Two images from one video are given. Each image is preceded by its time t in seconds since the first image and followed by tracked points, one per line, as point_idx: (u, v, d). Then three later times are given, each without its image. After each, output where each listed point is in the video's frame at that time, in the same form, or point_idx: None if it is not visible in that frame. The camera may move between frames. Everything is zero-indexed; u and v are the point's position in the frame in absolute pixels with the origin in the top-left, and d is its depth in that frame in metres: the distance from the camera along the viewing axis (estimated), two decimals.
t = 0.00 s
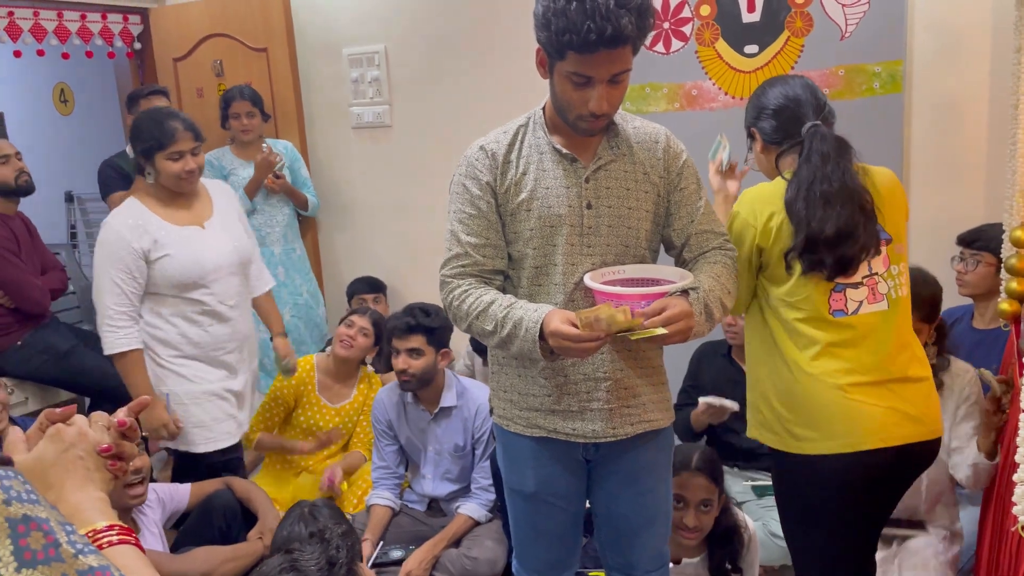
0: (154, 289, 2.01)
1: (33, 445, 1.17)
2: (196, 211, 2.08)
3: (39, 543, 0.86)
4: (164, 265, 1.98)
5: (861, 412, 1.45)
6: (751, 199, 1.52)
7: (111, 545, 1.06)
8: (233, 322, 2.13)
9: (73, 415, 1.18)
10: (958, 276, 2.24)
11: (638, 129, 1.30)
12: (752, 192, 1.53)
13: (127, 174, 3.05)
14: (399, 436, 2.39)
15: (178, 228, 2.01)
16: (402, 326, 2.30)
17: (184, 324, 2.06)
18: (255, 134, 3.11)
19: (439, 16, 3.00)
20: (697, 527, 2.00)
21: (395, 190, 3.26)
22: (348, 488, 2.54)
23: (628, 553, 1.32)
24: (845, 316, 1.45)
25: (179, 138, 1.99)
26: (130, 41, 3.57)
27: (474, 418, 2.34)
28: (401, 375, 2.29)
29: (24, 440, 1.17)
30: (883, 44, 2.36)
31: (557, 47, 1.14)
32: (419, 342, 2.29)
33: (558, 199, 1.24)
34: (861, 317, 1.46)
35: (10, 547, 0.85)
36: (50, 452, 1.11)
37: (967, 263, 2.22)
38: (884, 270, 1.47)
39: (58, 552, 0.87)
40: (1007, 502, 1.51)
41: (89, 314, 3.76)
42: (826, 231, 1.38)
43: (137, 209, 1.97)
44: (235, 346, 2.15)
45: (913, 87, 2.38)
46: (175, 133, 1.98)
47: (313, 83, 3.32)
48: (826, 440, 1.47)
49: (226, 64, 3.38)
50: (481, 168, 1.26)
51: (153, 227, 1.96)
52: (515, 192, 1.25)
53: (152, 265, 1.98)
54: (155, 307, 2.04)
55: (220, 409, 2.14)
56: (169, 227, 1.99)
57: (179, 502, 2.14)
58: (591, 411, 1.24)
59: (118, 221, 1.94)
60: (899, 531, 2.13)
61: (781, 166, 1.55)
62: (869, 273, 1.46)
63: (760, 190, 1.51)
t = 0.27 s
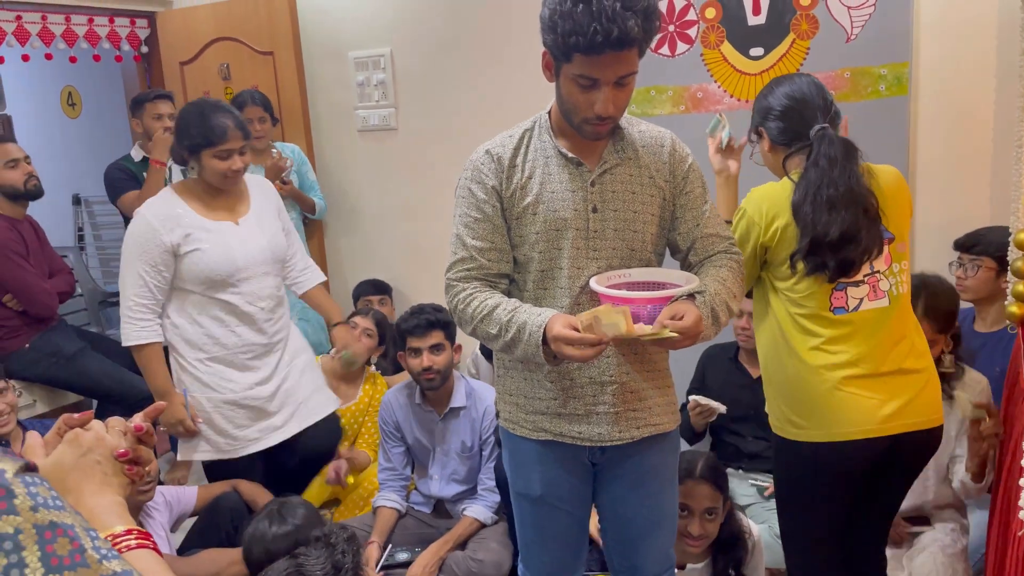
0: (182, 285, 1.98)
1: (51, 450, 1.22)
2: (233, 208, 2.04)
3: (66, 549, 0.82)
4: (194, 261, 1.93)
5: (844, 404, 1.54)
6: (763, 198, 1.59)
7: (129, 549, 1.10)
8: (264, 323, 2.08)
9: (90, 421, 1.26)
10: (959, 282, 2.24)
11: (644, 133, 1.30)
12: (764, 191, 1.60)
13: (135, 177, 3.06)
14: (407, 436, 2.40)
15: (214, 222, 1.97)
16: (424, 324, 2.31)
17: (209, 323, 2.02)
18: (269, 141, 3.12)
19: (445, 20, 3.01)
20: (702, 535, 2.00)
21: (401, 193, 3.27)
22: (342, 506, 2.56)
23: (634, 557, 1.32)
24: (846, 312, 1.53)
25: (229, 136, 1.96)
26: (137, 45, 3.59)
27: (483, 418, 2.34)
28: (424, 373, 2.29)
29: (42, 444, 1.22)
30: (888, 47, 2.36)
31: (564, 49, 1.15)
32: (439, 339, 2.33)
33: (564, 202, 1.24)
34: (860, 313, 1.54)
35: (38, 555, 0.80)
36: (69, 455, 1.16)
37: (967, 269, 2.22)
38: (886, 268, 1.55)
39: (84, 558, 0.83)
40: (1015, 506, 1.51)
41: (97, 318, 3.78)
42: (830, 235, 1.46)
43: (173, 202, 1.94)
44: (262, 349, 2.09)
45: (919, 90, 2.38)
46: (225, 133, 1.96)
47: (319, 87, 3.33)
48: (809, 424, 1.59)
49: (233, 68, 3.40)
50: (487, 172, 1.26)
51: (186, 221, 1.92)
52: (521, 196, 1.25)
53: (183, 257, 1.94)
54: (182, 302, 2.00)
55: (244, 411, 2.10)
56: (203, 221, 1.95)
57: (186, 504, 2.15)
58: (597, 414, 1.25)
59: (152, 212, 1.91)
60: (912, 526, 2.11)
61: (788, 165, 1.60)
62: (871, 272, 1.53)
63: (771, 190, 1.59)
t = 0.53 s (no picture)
0: (204, 287, 1.99)
1: (67, 453, 1.20)
2: (255, 209, 2.05)
3: (89, 555, 0.85)
4: (214, 263, 1.94)
5: (837, 402, 1.60)
6: (772, 203, 1.61)
7: (146, 554, 1.10)
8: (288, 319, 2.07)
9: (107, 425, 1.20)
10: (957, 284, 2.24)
11: (648, 136, 1.30)
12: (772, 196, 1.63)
13: (140, 182, 3.04)
14: (411, 437, 2.42)
15: (232, 222, 1.97)
16: (430, 321, 2.34)
17: (233, 322, 2.02)
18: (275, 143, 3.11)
19: (448, 22, 3.01)
20: (704, 534, 2.00)
21: (404, 195, 3.28)
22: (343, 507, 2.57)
23: (638, 560, 1.32)
24: (850, 311, 1.59)
25: (256, 134, 1.98)
26: (140, 48, 3.60)
27: (486, 419, 2.37)
28: (430, 370, 2.31)
29: (58, 449, 1.19)
30: (891, 49, 2.36)
31: (567, 51, 1.15)
32: (445, 337, 2.35)
33: (568, 205, 1.24)
34: (864, 311, 1.59)
35: (61, 559, 0.83)
36: (85, 461, 1.14)
37: (964, 271, 2.22)
38: (891, 267, 1.59)
39: (105, 563, 0.85)
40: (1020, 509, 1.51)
41: (100, 320, 3.79)
42: (844, 237, 1.51)
43: (193, 202, 1.95)
44: (285, 348, 2.09)
45: (922, 92, 2.38)
46: (252, 132, 1.97)
47: (322, 89, 3.34)
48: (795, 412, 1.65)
49: (236, 70, 3.41)
50: (491, 174, 1.27)
51: (207, 222, 1.93)
52: (525, 198, 1.26)
53: (204, 259, 1.95)
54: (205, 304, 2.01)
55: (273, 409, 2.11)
56: (223, 222, 1.95)
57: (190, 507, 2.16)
58: (601, 417, 1.25)
59: (170, 213, 1.91)
60: (911, 540, 2.13)
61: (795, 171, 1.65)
62: (877, 270, 1.57)
63: (779, 195, 1.62)
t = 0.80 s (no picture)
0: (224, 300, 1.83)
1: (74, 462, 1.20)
2: (277, 215, 1.88)
3: (99, 566, 0.85)
4: (229, 275, 1.78)
5: (835, 395, 1.63)
6: (770, 203, 1.66)
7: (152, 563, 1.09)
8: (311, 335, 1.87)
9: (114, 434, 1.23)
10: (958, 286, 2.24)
11: (646, 139, 1.30)
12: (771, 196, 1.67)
13: (134, 186, 3.05)
14: (410, 438, 2.42)
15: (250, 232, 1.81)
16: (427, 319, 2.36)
17: (253, 338, 1.84)
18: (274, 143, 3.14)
19: (447, 25, 3.02)
20: (702, 536, 1.98)
21: (404, 197, 3.28)
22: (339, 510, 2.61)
23: (638, 564, 1.32)
24: (845, 308, 1.63)
25: (268, 137, 1.83)
26: (140, 50, 3.60)
27: (486, 420, 2.37)
28: (427, 369, 2.32)
29: (64, 457, 1.19)
30: (890, 51, 2.36)
31: (566, 54, 1.15)
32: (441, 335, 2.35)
33: (567, 209, 1.24)
34: (859, 308, 1.63)
35: (72, 570, 0.83)
36: (93, 469, 1.13)
37: (964, 274, 2.23)
38: (886, 265, 1.62)
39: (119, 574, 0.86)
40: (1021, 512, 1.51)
41: (100, 321, 3.79)
42: (842, 234, 1.54)
43: (210, 213, 1.81)
44: (311, 370, 1.89)
45: (921, 94, 2.38)
46: (264, 133, 1.82)
47: (323, 92, 3.34)
48: (785, 404, 1.70)
49: (236, 72, 3.41)
50: (490, 178, 1.27)
51: (220, 233, 1.77)
52: (525, 202, 1.26)
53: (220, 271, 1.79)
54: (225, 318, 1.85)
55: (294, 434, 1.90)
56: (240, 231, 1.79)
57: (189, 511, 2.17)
58: (601, 421, 1.25)
59: (186, 225, 1.77)
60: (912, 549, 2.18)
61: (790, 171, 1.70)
62: (872, 268, 1.61)
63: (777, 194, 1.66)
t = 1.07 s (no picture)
0: (279, 301, 1.79)
1: (68, 464, 1.20)
2: (336, 218, 1.85)
3: (95, 570, 0.85)
4: (290, 272, 1.74)
5: (818, 391, 1.69)
6: (757, 204, 1.72)
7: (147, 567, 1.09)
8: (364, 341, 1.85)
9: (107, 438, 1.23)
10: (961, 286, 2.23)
11: (640, 141, 1.30)
12: (757, 198, 1.73)
13: (122, 185, 3.05)
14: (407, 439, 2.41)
15: (312, 229, 1.78)
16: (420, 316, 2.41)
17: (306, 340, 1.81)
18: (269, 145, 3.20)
19: (443, 25, 3.01)
20: (696, 538, 1.99)
21: (400, 198, 3.28)
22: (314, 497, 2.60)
23: (632, 566, 1.32)
24: (825, 307, 1.69)
25: (336, 134, 1.78)
26: (135, 50, 3.60)
27: (480, 418, 2.37)
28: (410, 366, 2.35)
29: (58, 460, 1.19)
30: (885, 52, 2.37)
31: (561, 62, 1.15)
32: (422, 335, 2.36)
33: (561, 209, 1.24)
34: (840, 307, 1.69)
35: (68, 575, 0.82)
36: (85, 471, 1.13)
37: (967, 273, 2.22)
38: (866, 265, 1.68)
39: None
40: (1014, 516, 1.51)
41: (95, 322, 3.79)
42: (821, 234, 1.61)
43: (272, 208, 1.75)
44: (363, 378, 1.87)
45: (915, 96, 2.39)
46: (334, 129, 1.78)
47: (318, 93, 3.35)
48: (766, 398, 1.77)
49: (232, 72, 3.41)
50: (484, 178, 1.27)
51: (287, 229, 1.74)
52: (520, 202, 1.25)
53: (280, 267, 1.75)
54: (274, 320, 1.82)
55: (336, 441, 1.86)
56: (305, 229, 1.76)
57: (183, 513, 2.16)
58: (595, 421, 1.25)
59: (248, 218, 1.72)
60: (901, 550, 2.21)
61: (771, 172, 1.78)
62: (852, 268, 1.66)
63: (762, 196, 1.72)
